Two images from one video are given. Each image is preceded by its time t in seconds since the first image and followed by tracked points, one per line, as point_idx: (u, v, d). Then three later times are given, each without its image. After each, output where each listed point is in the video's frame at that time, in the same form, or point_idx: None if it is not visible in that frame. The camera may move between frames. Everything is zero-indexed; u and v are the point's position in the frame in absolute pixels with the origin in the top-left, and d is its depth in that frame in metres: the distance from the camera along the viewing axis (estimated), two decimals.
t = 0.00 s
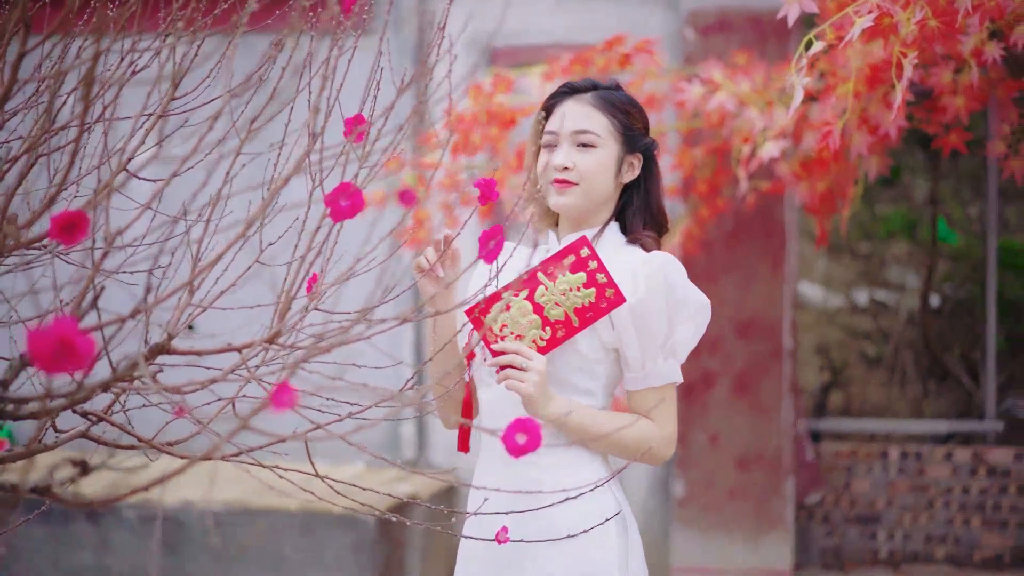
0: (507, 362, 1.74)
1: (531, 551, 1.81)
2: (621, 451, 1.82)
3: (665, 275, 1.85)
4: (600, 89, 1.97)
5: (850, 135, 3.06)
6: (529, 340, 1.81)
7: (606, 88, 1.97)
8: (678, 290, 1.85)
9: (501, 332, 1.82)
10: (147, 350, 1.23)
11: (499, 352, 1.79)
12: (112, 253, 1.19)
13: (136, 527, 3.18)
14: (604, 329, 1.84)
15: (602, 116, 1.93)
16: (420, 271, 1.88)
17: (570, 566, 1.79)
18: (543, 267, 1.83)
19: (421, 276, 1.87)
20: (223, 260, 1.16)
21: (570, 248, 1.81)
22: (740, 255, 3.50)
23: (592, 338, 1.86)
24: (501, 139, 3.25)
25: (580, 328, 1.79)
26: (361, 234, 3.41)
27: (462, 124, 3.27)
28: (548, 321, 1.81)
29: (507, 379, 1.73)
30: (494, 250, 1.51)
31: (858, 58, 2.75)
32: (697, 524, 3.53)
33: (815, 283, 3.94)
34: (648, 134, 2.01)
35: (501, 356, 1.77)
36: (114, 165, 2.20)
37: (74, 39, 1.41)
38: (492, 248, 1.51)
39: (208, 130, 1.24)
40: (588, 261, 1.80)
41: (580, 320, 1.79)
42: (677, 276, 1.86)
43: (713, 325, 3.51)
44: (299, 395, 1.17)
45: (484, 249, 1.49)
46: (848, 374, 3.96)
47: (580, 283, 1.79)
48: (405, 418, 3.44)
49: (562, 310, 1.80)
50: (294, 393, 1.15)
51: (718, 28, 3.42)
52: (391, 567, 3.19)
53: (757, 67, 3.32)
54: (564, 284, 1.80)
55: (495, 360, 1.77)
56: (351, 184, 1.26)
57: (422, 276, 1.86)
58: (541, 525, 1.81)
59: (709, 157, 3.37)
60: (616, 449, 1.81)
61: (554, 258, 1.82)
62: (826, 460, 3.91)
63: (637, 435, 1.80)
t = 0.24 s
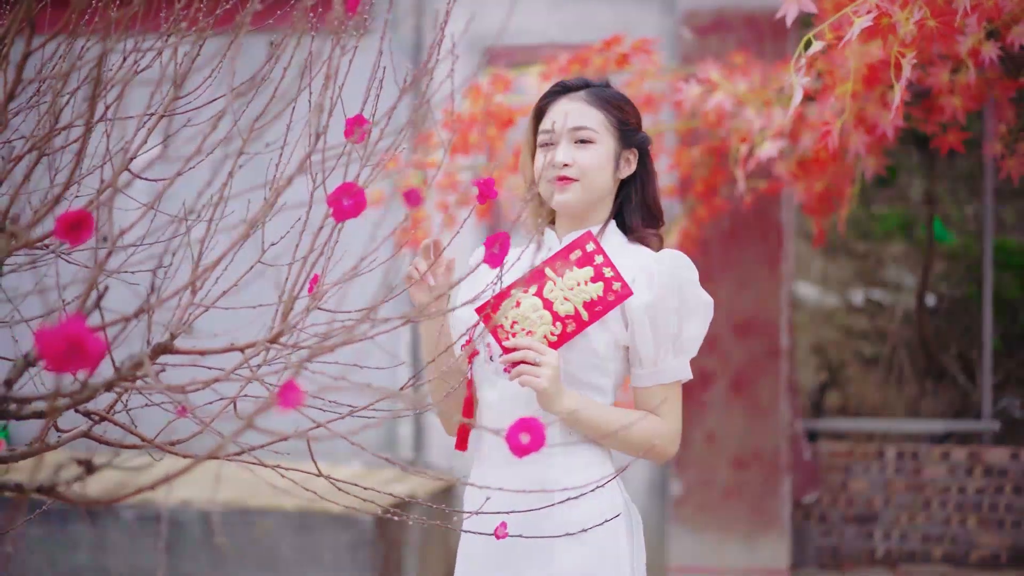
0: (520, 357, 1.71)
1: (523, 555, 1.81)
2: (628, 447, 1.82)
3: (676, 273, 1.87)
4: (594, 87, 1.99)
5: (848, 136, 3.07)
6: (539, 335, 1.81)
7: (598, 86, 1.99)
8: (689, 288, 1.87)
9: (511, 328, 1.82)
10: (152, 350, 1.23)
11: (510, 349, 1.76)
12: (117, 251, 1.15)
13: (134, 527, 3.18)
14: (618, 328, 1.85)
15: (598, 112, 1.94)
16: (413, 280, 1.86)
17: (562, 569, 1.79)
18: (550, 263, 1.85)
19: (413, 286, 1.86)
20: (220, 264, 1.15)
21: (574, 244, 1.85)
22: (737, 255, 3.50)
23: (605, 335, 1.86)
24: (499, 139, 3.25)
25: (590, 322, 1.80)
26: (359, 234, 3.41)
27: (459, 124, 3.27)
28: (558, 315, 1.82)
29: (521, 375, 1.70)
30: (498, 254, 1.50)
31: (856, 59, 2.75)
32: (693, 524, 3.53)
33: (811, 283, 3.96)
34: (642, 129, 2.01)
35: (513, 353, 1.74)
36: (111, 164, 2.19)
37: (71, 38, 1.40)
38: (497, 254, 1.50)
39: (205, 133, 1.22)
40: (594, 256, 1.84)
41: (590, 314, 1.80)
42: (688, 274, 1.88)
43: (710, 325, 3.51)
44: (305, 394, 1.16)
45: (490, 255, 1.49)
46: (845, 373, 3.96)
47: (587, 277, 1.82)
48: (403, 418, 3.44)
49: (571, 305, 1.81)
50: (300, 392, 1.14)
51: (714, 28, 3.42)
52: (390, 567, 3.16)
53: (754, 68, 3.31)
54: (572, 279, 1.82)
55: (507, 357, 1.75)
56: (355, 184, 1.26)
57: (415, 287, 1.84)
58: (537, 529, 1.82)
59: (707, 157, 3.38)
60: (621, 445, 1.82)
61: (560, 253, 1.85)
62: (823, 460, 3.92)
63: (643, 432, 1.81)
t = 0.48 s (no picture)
0: (538, 356, 1.69)
1: (519, 553, 1.82)
2: (634, 445, 1.82)
3: (686, 273, 1.89)
4: (585, 86, 2.00)
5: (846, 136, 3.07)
6: (552, 333, 1.77)
7: (591, 85, 2.00)
8: (699, 287, 1.89)
9: (522, 327, 1.77)
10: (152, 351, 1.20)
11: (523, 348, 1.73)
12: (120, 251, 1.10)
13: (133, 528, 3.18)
14: (629, 328, 1.87)
15: (594, 110, 1.95)
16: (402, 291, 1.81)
17: (558, 567, 1.80)
18: (556, 261, 1.81)
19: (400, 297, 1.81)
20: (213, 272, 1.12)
21: (579, 242, 1.83)
22: (734, 255, 3.50)
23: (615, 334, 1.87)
24: (498, 140, 3.25)
25: (600, 318, 1.78)
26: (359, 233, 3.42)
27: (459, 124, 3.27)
28: (568, 313, 1.78)
29: (540, 374, 1.68)
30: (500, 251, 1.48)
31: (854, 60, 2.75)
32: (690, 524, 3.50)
33: (808, 283, 3.98)
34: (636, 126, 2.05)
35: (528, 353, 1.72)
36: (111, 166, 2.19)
37: (67, 39, 1.40)
38: (497, 249, 1.48)
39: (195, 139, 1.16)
40: (599, 252, 1.82)
41: (600, 309, 1.78)
42: (697, 273, 1.90)
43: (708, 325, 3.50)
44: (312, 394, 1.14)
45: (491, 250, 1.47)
46: (842, 373, 3.98)
47: (594, 274, 1.80)
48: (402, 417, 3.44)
49: (580, 301, 1.79)
50: (309, 391, 1.12)
51: (713, 28, 3.41)
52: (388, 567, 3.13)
53: (753, 68, 3.30)
54: (579, 276, 1.80)
55: (523, 357, 1.70)
56: (358, 184, 1.25)
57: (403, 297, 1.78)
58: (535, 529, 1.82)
59: (705, 156, 3.38)
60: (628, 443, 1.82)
61: (566, 251, 1.82)
62: (820, 460, 3.93)
63: (651, 430, 1.81)
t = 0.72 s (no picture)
0: (562, 354, 1.68)
1: (518, 555, 1.83)
2: (641, 441, 1.82)
3: (694, 275, 1.92)
4: (577, 88, 2.01)
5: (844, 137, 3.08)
6: (572, 331, 1.75)
7: (583, 87, 2.01)
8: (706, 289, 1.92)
9: (543, 328, 1.76)
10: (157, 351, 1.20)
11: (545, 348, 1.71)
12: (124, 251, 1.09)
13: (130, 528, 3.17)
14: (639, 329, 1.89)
15: (590, 111, 1.96)
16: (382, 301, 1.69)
17: (558, 567, 1.81)
18: (564, 261, 1.82)
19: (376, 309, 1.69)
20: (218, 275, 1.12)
21: (584, 241, 1.84)
22: (733, 256, 3.48)
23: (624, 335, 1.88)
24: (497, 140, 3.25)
25: (615, 312, 1.79)
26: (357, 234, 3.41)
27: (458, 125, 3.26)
28: (585, 310, 1.78)
29: (569, 371, 1.67)
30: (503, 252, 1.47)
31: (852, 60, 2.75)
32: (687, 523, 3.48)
33: (805, 283, 3.99)
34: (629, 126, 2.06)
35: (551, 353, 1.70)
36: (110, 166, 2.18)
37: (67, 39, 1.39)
38: (501, 250, 1.47)
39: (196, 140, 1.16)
40: (604, 249, 1.84)
41: (615, 304, 1.79)
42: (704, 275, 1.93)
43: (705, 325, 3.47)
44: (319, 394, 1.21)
45: (494, 250, 1.46)
46: (840, 373, 3.99)
47: (603, 270, 1.81)
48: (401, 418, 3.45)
49: (594, 298, 1.79)
50: (318, 393, 1.19)
51: (711, 29, 3.41)
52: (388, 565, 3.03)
53: (751, 68, 3.30)
54: (590, 274, 1.81)
55: (547, 357, 1.69)
56: (364, 186, 1.25)
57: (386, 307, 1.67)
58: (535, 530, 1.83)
59: (703, 157, 3.38)
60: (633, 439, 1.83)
61: (574, 250, 1.82)
62: (818, 460, 3.93)
63: (659, 428, 1.82)
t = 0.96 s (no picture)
0: (593, 347, 1.69)
1: (518, 555, 1.85)
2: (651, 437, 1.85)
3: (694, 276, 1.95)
4: (571, 91, 2.02)
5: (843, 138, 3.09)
6: (594, 322, 1.75)
7: (577, 89, 2.02)
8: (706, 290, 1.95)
9: (567, 324, 1.74)
10: (162, 351, 1.21)
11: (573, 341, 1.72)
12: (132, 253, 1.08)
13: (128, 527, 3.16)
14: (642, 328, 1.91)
15: (586, 114, 1.97)
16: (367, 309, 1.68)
17: (558, 567, 1.82)
18: (577, 254, 1.80)
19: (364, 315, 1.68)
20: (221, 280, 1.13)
21: (591, 234, 1.83)
22: (732, 256, 3.43)
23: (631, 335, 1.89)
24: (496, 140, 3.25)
25: (630, 302, 1.79)
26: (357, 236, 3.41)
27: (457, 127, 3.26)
28: (603, 301, 1.77)
29: (601, 362, 1.69)
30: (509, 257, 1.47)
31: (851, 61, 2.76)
32: (686, 523, 3.42)
33: (803, 283, 4.00)
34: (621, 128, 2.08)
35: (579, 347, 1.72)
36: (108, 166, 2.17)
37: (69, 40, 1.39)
38: (507, 255, 1.47)
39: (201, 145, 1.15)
40: (611, 241, 1.85)
41: (628, 293, 1.79)
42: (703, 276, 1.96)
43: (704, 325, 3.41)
44: (330, 397, 1.20)
45: (499, 256, 1.45)
46: (837, 373, 4.00)
47: (613, 262, 1.82)
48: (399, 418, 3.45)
49: (609, 289, 1.79)
50: (327, 394, 1.19)
51: (710, 30, 3.39)
52: (387, 565, 3.02)
53: (750, 69, 3.30)
54: (602, 265, 1.81)
55: (577, 352, 1.70)
56: (370, 190, 1.25)
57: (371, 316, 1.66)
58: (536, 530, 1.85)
59: (702, 157, 3.38)
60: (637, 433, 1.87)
61: (584, 245, 1.81)
62: (817, 460, 3.93)
63: (669, 424, 1.86)
